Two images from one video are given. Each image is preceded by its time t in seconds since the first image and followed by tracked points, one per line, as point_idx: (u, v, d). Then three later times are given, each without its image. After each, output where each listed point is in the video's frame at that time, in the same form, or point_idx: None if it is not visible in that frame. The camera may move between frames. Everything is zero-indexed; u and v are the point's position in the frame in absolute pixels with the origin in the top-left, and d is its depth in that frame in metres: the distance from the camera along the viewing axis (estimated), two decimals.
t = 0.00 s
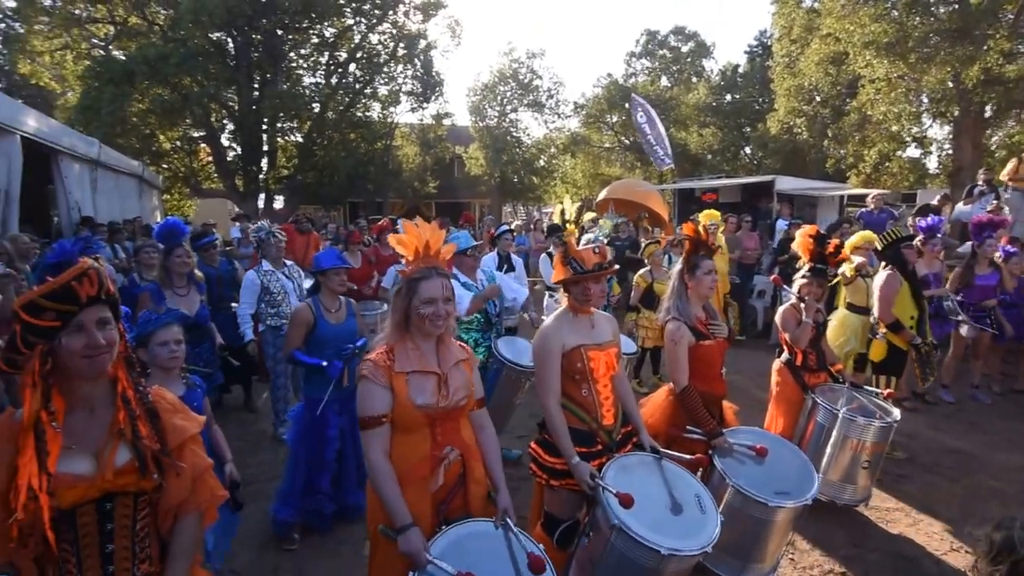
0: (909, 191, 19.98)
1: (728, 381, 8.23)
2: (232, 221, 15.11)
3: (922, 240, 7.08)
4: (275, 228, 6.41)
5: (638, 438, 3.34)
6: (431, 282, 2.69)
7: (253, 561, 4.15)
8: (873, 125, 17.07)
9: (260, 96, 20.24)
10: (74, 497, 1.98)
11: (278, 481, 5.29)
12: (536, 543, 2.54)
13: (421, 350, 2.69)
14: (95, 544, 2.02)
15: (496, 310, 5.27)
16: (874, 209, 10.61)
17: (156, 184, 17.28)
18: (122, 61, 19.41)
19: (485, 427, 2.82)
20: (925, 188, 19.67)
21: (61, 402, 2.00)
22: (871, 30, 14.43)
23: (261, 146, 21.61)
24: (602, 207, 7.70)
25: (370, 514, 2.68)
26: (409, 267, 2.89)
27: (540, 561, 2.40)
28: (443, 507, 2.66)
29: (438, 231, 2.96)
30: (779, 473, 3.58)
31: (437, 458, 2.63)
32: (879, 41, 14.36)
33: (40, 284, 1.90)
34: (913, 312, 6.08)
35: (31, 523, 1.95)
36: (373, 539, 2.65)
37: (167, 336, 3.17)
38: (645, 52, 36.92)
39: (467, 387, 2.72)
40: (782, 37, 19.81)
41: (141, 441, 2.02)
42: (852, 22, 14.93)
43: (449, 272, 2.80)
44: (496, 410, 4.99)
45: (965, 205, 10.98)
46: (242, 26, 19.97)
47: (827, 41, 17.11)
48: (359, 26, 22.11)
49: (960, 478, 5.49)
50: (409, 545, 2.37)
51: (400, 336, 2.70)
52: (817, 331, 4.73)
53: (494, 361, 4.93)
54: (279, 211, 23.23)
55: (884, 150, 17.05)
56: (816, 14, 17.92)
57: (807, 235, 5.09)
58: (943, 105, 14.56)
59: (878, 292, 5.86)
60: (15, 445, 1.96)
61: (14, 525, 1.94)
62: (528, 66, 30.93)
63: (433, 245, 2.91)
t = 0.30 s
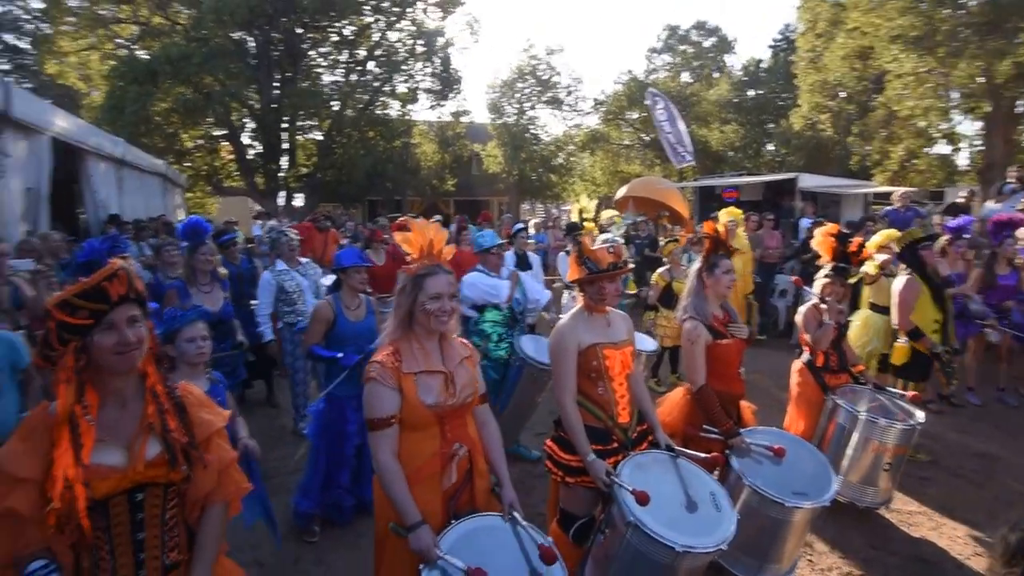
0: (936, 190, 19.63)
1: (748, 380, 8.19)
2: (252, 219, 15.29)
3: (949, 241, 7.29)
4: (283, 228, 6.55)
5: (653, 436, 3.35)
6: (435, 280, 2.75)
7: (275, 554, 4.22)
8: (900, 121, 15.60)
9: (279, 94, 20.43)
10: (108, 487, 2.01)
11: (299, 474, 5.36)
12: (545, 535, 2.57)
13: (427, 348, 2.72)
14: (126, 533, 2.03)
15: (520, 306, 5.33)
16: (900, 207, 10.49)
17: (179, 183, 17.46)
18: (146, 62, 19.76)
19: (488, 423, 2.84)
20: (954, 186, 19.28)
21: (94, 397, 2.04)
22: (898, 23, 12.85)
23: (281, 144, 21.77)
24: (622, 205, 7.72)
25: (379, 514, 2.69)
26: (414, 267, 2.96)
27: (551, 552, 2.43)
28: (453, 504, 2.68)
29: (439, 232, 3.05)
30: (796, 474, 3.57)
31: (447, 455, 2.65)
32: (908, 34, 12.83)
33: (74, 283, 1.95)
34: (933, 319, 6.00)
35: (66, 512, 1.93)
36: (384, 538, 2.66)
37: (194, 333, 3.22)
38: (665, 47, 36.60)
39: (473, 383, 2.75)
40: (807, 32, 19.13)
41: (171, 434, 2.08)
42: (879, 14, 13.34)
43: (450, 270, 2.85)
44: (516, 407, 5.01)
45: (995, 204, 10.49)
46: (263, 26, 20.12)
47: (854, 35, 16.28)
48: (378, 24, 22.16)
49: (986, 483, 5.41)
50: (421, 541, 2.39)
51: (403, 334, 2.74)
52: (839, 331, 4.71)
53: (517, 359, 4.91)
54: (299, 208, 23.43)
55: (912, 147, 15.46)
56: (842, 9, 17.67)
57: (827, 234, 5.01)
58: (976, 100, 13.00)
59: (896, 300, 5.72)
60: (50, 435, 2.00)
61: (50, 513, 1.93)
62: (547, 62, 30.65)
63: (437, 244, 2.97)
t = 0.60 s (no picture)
0: (959, 187, 19.33)
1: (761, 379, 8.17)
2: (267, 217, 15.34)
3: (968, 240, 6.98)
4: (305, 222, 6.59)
5: (664, 433, 3.34)
6: (443, 275, 2.79)
7: (292, 545, 4.27)
8: (924, 116, 15.87)
9: (295, 92, 20.45)
10: (135, 476, 2.04)
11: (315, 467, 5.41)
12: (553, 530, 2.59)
13: (436, 343, 2.76)
14: (152, 521, 2.08)
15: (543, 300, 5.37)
16: (921, 205, 10.41)
17: (196, 180, 17.58)
18: (165, 61, 20.05)
19: (503, 417, 2.86)
20: (976, 183, 18.97)
21: (120, 388, 2.08)
22: (923, 16, 12.63)
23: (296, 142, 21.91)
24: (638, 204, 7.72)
25: (391, 506, 2.72)
26: (419, 263, 2.99)
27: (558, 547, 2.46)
28: (463, 496, 2.71)
29: (443, 229, 3.07)
30: (809, 473, 3.56)
31: (456, 448, 2.67)
32: (931, 27, 12.53)
33: (99, 278, 1.99)
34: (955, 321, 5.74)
35: (95, 500, 1.98)
36: (396, 531, 2.68)
37: (221, 328, 3.40)
38: (681, 42, 36.28)
39: (484, 378, 2.78)
40: (828, 24, 19.03)
41: (194, 425, 2.11)
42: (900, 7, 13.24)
43: (458, 265, 2.89)
44: (534, 400, 4.92)
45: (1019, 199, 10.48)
46: (278, 23, 20.33)
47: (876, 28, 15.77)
48: (392, 21, 22.29)
49: (1006, 487, 5.33)
50: (430, 531, 2.43)
51: (412, 329, 2.78)
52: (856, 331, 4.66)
53: (539, 352, 4.83)
54: (314, 206, 23.58)
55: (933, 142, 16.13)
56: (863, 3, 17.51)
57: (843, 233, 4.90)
58: (1002, 93, 13.00)
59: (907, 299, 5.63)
60: (79, 425, 2.03)
61: (80, 501, 1.97)
62: (560, 58, 30.37)
63: (439, 240, 3.00)
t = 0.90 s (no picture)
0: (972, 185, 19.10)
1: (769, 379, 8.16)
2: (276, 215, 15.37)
3: (982, 239, 6.51)
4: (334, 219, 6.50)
5: (670, 431, 3.34)
6: (449, 272, 2.81)
7: (300, 537, 4.30)
8: (942, 110, 14.67)
9: (304, 89, 20.53)
10: (153, 467, 2.08)
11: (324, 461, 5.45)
12: (559, 527, 2.60)
13: (444, 340, 2.79)
14: (169, 511, 2.11)
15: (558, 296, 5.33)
16: (937, 202, 10.35)
17: (206, 178, 17.57)
18: (176, 59, 20.17)
19: (513, 414, 2.87)
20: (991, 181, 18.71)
21: (139, 381, 2.12)
22: (942, 7, 11.96)
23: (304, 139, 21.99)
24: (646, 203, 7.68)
25: (401, 501, 2.75)
26: (425, 260, 3.01)
27: (564, 546, 2.47)
28: (471, 492, 2.73)
29: (448, 228, 3.10)
30: (816, 473, 3.57)
31: (464, 444, 2.70)
32: (952, 19, 11.93)
33: (119, 275, 2.03)
34: (968, 324, 5.61)
35: (116, 490, 2.03)
36: (405, 525, 2.71)
37: (234, 328, 3.55)
38: (692, 37, 35.92)
39: (492, 374, 2.80)
40: (844, 18, 18.79)
41: (210, 418, 2.14)
42: None
43: (464, 263, 2.92)
44: (544, 396, 4.96)
45: None
46: (287, 21, 20.41)
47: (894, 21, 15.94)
48: (400, 18, 22.33)
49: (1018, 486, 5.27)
50: (437, 525, 2.45)
51: (420, 327, 2.81)
52: (868, 332, 4.61)
53: (552, 346, 4.86)
54: (322, 203, 23.62)
55: (952, 139, 14.48)
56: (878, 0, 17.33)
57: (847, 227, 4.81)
58: None
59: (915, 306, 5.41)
60: (101, 418, 2.07)
61: (101, 491, 2.01)
62: (569, 54, 30.23)
63: (444, 238, 3.03)
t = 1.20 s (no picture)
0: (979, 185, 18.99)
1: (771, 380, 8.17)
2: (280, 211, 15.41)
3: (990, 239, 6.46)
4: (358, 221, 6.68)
5: (671, 432, 3.37)
6: (456, 274, 2.83)
7: (302, 535, 4.32)
8: (953, 107, 14.32)
9: (308, 86, 20.55)
10: (167, 464, 2.10)
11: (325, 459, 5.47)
12: (563, 528, 2.62)
13: (450, 341, 2.81)
14: (181, 506, 2.14)
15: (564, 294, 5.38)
16: (946, 202, 10.35)
17: (210, 175, 17.58)
18: (181, 56, 20.20)
19: (518, 414, 2.88)
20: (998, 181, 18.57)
21: (153, 380, 2.15)
22: (952, 4, 11.85)
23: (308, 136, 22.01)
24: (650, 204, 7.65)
25: (406, 499, 2.77)
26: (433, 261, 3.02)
27: (568, 547, 2.48)
28: (475, 492, 2.75)
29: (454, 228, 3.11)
30: (819, 475, 3.56)
31: (469, 444, 2.72)
32: (962, 16, 11.87)
33: (137, 276, 2.06)
34: (972, 330, 5.61)
35: (130, 487, 2.05)
36: (411, 524, 2.73)
37: (242, 330, 3.58)
38: (698, 33, 35.79)
39: (497, 375, 2.82)
40: (852, 15, 18.66)
41: (221, 417, 2.17)
42: None
43: (471, 265, 2.94)
44: (546, 395, 4.94)
45: None
46: (291, 18, 20.44)
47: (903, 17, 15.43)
48: (404, 14, 22.26)
49: (1017, 488, 5.25)
50: (443, 523, 2.50)
51: (427, 328, 2.83)
52: (870, 334, 4.63)
53: (552, 346, 4.86)
54: (325, 200, 23.63)
55: (962, 137, 14.08)
56: None
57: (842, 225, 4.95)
58: None
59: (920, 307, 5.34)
60: (116, 416, 2.09)
61: (116, 488, 2.03)
62: (574, 51, 30.21)
63: (453, 239, 3.02)
